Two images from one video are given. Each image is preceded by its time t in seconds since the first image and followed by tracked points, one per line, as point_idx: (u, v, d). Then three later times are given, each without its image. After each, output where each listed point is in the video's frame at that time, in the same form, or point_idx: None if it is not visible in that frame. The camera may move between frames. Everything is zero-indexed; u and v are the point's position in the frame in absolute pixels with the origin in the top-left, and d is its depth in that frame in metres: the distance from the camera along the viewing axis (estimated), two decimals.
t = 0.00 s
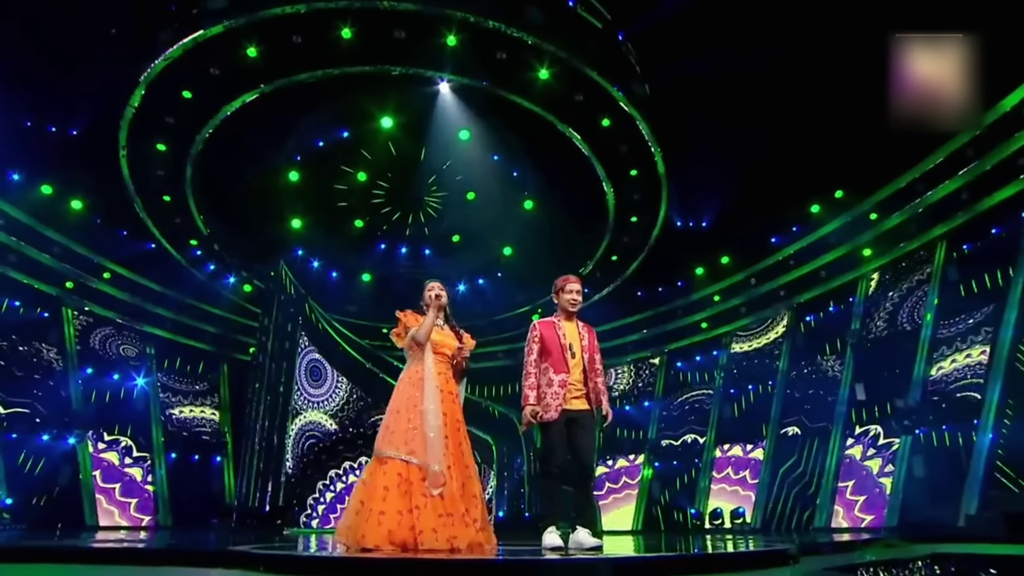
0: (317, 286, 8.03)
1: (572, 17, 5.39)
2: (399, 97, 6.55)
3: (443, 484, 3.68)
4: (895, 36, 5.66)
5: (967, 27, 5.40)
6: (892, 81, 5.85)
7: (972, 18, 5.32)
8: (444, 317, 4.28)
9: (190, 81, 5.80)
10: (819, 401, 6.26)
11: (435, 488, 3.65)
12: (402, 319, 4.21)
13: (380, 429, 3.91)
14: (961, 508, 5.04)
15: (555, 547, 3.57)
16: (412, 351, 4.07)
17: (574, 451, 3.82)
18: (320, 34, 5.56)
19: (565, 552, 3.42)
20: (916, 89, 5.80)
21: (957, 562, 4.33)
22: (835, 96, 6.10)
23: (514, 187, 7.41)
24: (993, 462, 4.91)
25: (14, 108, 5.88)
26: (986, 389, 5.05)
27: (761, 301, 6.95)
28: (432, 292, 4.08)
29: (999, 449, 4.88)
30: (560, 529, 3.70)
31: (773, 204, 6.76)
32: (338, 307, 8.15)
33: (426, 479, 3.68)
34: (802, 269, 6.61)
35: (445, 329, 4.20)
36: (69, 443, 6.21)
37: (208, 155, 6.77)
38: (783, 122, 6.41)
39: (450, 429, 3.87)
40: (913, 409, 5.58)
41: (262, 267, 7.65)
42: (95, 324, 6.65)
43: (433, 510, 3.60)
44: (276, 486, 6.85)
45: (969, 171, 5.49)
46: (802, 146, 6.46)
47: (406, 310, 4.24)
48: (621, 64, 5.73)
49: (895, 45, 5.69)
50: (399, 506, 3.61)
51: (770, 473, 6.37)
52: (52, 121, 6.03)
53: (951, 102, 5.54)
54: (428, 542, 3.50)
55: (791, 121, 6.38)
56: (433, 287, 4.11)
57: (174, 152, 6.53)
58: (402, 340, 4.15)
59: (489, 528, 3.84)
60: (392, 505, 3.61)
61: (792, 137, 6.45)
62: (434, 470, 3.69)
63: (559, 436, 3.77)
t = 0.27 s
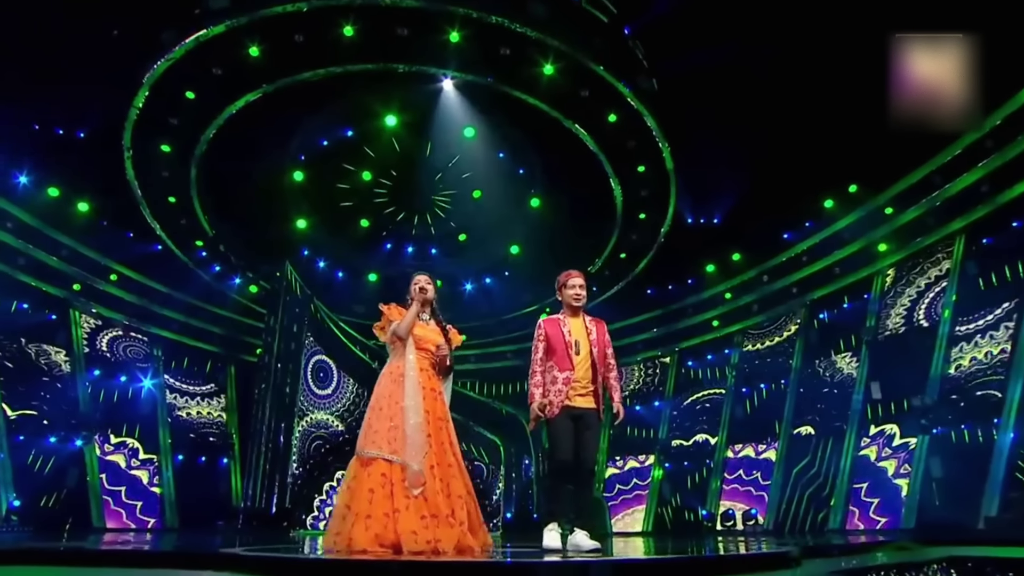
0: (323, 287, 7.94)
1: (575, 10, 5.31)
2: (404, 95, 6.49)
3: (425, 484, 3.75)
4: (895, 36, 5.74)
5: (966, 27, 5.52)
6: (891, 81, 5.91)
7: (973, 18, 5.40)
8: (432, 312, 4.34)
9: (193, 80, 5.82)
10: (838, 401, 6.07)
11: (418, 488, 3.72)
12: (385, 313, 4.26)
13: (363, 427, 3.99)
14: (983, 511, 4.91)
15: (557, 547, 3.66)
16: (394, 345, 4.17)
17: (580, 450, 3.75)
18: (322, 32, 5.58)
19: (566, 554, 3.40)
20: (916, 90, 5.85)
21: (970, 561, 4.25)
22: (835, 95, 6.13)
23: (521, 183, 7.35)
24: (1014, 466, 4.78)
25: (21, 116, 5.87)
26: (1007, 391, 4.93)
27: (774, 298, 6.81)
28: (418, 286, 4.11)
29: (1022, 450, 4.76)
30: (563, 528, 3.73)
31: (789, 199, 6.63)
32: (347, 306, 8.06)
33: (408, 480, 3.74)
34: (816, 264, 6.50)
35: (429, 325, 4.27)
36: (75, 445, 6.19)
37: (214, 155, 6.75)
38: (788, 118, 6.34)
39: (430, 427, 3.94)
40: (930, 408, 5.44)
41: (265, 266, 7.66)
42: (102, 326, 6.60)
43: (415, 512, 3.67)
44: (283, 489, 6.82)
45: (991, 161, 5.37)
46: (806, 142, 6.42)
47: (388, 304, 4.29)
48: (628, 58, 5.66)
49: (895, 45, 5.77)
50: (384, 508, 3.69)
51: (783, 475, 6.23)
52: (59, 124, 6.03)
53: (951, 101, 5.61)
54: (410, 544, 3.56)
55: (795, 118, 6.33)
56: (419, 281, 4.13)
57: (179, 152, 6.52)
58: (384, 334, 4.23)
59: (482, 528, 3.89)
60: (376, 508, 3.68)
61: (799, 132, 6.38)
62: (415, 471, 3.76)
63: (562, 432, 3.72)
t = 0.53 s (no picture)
0: (329, 287, 7.72)
1: (580, 5, 5.34)
2: (411, 93, 6.59)
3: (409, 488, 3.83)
4: (895, 36, 5.91)
5: (966, 28, 5.73)
6: (891, 81, 6.01)
7: (973, 19, 5.65)
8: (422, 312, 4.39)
9: (202, 82, 5.92)
10: (856, 399, 5.92)
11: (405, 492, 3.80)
12: (373, 312, 4.29)
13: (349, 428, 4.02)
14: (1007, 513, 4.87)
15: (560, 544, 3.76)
16: (382, 345, 4.20)
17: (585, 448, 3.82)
18: (327, 32, 5.66)
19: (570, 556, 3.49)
20: (916, 90, 5.92)
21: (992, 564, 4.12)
22: (835, 95, 6.18)
23: (531, 180, 7.31)
24: None
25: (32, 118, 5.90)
26: None
27: (790, 295, 6.56)
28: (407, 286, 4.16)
29: None
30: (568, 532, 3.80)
31: (805, 192, 6.44)
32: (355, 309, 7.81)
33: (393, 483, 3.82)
34: (834, 259, 6.28)
35: (419, 323, 4.32)
36: (86, 447, 6.20)
37: (225, 153, 6.80)
38: (793, 112, 6.32)
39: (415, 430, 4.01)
40: (951, 406, 5.33)
41: (275, 269, 7.49)
42: (113, 329, 6.59)
43: (401, 515, 3.75)
44: (291, 492, 6.84)
45: (1015, 152, 5.34)
46: (812, 141, 6.35)
47: (377, 302, 4.32)
48: (635, 53, 5.67)
49: (895, 45, 5.93)
50: (369, 512, 3.75)
51: (800, 475, 6.10)
52: (68, 128, 6.11)
53: (951, 100, 5.72)
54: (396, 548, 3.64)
55: (800, 115, 6.32)
56: (410, 278, 4.17)
57: (186, 155, 6.59)
58: (372, 333, 4.24)
59: (469, 530, 4.00)
60: (363, 511, 3.74)
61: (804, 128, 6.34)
62: (401, 474, 3.84)
63: (565, 428, 3.79)
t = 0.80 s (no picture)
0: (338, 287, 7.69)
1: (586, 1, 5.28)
2: (415, 91, 6.55)
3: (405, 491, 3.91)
4: (895, 36, 5.98)
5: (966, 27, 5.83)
6: (891, 81, 6.08)
7: (973, 19, 5.73)
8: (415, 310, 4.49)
9: (206, 83, 5.89)
10: (873, 397, 5.78)
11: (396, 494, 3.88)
12: (368, 314, 4.36)
13: (344, 433, 4.13)
14: None
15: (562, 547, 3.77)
16: (378, 345, 4.29)
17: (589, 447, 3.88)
18: (331, 32, 5.64)
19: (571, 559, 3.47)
20: (916, 90, 6.00)
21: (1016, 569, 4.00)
22: (835, 95, 6.23)
23: (539, 178, 7.26)
24: None
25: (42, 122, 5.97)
26: None
27: (804, 292, 6.42)
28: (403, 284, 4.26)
29: None
30: (569, 532, 3.83)
31: (818, 188, 6.40)
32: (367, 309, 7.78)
33: (389, 487, 3.90)
34: (848, 255, 6.15)
35: (414, 322, 4.42)
36: (95, 450, 6.21)
37: (230, 154, 6.77)
38: (794, 112, 6.33)
39: (406, 432, 4.08)
40: (973, 405, 5.22)
41: (284, 270, 7.40)
42: (123, 331, 6.57)
43: (394, 517, 3.82)
44: (300, 493, 6.87)
45: None
46: (816, 138, 6.37)
47: (371, 304, 4.39)
48: (643, 47, 5.61)
49: (896, 45, 5.99)
50: (364, 513, 3.85)
51: (814, 475, 5.98)
52: (79, 131, 6.21)
53: (951, 100, 5.81)
54: (387, 549, 3.72)
55: (802, 114, 6.34)
56: (408, 278, 4.28)
57: (194, 157, 6.58)
58: (368, 334, 4.32)
59: (465, 534, 4.06)
60: (357, 513, 3.85)
61: (810, 126, 6.35)
62: (391, 477, 3.92)
63: (571, 428, 3.83)
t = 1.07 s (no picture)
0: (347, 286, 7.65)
1: None
2: (421, 89, 6.51)
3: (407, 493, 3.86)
4: (895, 36, 6.00)
5: (966, 27, 5.81)
6: (892, 81, 6.08)
7: (973, 18, 5.73)
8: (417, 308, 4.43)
9: (212, 84, 5.85)
10: (893, 393, 5.61)
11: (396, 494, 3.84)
12: (370, 316, 4.31)
13: (348, 432, 4.09)
14: None
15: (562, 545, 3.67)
16: (383, 346, 4.26)
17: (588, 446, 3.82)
18: (335, 31, 5.60)
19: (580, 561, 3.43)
20: (916, 90, 5.99)
21: None
22: (837, 93, 6.21)
23: (549, 175, 7.19)
24: None
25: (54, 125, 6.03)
26: None
27: (820, 288, 6.25)
28: (406, 283, 4.26)
29: None
30: (573, 532, 3.72)
31: (835, 184, 6.25)
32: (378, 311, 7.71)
33: (389, 489, 3.85)
34: (869, 249, 5.94)
35: (418, 322, 4.37)
36: (105, 451, 6.21)
37: (238, 155, 6.74)
38: (796, 110, 6.30)
39: (408, 432, 4.04)
40: (997, 402, 5.08)
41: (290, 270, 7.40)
42: (134, 334, 6.56)
43: (393, 518, 3.78)
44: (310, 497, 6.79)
45: None
46: (826, 136, 6.31)
47: (372, 305, 4.34)
48: (650, 41, 5.54)
49: (896, 44, 6.02)
50: (362, 514, 3.80)
51: (833, 475, 5.82)
52: (88, 134, 6.30)
53: (951, 100, 5.77)
54: (384, 549, 3.67)
55: (806, 113, 6.32)
56: (410, 278, 4.28)
57: (200, 159, 6.53)
58: (372, 336, 4.30)
59: (463, 539, 4.00)
60: (356, 514, 3.82)
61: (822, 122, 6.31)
62: (392, 477, 3.89)
63: (569, 426, 3.77)
